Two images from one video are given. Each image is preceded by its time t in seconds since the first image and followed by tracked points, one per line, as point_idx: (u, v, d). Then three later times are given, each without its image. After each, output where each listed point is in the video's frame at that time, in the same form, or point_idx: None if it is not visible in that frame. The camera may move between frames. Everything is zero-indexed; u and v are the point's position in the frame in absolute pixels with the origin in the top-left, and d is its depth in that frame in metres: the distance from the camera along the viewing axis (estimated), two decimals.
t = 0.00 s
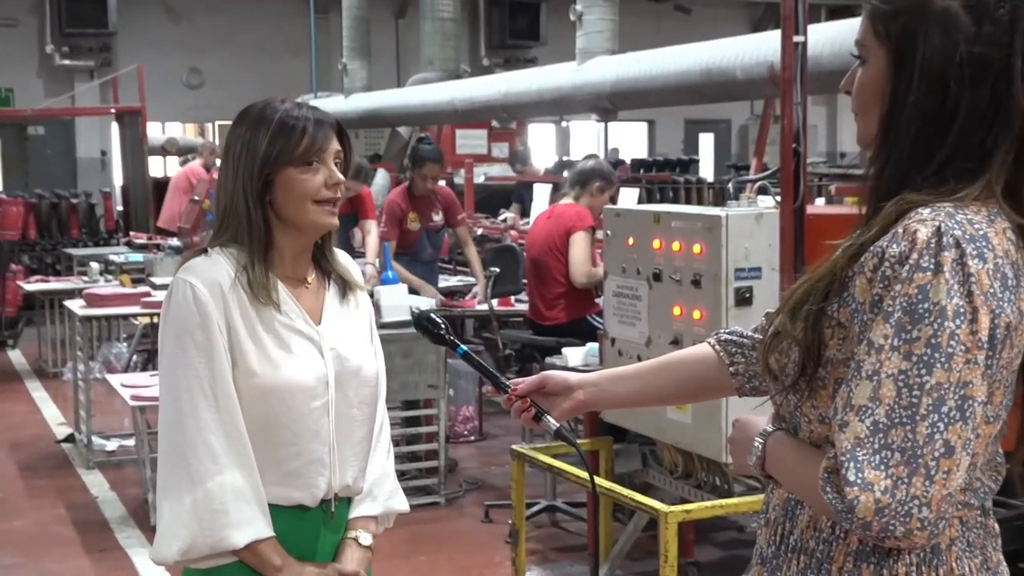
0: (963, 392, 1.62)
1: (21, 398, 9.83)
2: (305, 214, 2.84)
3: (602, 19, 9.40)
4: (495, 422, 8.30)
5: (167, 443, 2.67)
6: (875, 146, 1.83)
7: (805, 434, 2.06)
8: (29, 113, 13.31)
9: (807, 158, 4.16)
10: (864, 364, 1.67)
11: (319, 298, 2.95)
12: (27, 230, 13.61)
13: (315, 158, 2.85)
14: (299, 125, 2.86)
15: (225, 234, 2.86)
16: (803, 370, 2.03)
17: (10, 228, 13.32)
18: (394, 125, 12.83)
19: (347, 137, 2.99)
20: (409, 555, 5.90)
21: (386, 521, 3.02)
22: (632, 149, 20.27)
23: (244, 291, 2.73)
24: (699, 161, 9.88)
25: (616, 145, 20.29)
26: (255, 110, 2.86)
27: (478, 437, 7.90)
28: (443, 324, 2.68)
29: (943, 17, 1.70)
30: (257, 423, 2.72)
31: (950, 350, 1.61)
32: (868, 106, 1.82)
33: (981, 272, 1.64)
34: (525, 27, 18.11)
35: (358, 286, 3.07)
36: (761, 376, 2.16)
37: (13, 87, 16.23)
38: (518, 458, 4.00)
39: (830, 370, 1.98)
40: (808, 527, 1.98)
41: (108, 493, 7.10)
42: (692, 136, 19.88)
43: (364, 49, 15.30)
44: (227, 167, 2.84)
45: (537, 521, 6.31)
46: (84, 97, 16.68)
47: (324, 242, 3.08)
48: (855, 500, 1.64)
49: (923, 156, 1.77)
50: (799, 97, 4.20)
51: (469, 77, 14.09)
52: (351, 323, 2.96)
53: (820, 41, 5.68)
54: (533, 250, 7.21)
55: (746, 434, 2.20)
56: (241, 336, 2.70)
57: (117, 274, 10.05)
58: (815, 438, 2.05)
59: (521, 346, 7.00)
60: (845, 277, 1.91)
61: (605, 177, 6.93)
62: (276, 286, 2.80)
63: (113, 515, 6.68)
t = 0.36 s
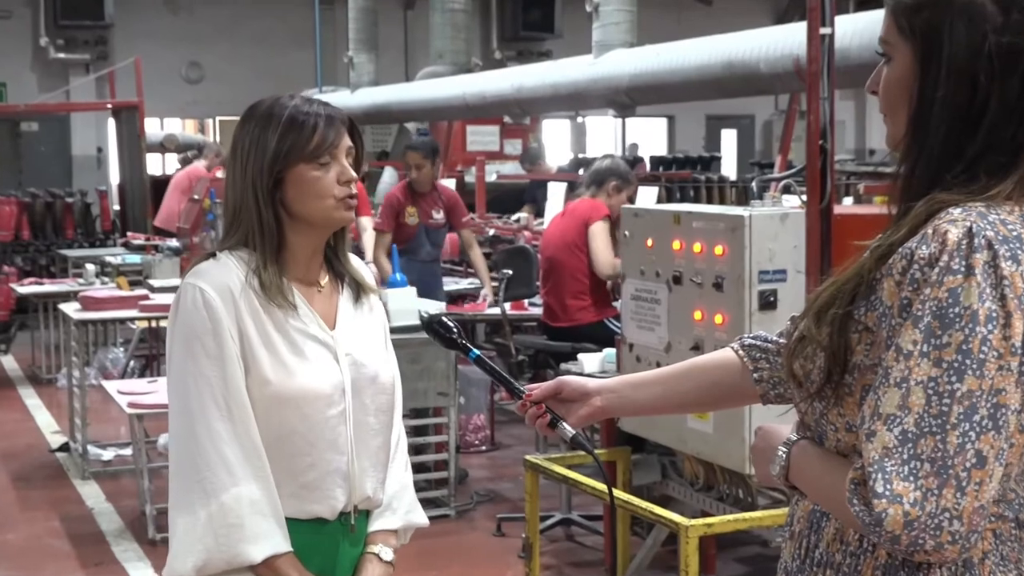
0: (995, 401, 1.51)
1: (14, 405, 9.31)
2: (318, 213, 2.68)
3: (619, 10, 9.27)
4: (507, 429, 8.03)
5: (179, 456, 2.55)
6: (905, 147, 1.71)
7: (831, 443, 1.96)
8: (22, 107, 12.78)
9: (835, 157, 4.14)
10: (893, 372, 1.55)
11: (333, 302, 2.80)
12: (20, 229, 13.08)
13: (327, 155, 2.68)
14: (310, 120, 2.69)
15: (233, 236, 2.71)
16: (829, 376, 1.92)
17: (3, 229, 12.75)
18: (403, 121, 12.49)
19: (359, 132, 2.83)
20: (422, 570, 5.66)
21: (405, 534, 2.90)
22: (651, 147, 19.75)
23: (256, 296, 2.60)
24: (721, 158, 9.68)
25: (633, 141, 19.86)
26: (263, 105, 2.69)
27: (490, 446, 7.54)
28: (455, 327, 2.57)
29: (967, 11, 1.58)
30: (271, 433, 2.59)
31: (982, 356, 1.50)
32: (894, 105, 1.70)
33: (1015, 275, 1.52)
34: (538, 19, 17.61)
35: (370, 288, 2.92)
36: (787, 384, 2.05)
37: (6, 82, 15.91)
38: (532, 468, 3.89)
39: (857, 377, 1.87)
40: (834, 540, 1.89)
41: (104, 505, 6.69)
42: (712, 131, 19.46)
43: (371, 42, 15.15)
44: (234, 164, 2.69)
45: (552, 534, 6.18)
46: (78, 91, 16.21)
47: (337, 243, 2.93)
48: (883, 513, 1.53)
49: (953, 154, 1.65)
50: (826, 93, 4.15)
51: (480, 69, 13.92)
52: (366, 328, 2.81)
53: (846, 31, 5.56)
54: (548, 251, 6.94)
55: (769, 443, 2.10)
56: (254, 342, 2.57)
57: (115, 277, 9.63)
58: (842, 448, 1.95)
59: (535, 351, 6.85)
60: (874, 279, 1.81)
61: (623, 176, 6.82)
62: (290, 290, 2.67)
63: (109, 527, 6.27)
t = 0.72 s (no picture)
0: None
1: (7, 413, 8.88)
2: (328, 212, 2.52)
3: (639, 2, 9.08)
4: (524, 438, 7.75)
5: (189, 469, 2.38)
6: (937, 149, 1.61)
7: (862, 454, 1.85)
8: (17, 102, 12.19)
9: (864, 154, 3.91)
10: (926, 380, 1.47)
11: (348, 306, 2.61)
12: (14, 229, 12.57)
13: (333, 149, 2.52)
14: (313, 114, 2.52)
15: (242, 240, 2.54)
16: (859, 386, 1.81)
17: None
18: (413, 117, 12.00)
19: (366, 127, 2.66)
20: None
21: (425, 549, 2.69)
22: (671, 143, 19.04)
23: (266, 300, 2.42)
24: (744, 155, 9.65)
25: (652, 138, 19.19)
26: (262, 104, 2.53)
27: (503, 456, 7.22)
28: (469, 334, 2.43)
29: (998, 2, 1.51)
30: (283, 444, 2.41)
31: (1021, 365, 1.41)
32: (924, 107, 1.61)
33: None
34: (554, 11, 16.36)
35: (388, 288, 2.72)
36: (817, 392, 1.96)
37: None
38: (546, 479, 3.78)
39: (889, 386, 1.77)
40: (863, 555, 1.80)
41: (101, 516, 6.35)
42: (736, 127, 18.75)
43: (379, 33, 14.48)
44: (238, 167, 2.52)
45: (568, 548, 6.07)
46: (74, 84, 15.24)
47: (350, 243, 2.73)
48: (915, 529, 1.44)
49: (988, 154, 1.55)
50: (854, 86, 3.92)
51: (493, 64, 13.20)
52: (382, 332, 2.61)
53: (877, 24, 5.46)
54: (567, 251, 6.76)
55: (796, 453, 2.00)
56: (264, 349, 2.39)
57: (112, 278, 9.20)
58: (874, 460, 1.84)
59: (552, 356, 6.62)
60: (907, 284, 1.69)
61: (638, 170, 6.76)
62: (301, 294, 2.49)
63: (107, 540, 5.96)
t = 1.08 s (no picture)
0: None
1: None
2: (340, 219, 2.29)
3: None
4: (537, 450, 7.50)
5: (188, 486, 2.18)
6: (975, 151, 1.50)
7: (893, 468, 1.74)
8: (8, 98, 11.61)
9: (891, 153, 3.64)
10: (961, 391, 1.37)
11: (357, 314, 2.39)
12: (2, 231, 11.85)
13: (347, 153, 2.29)
14: (330, 114, 2.29)
15: (245, 241, 2.33)
16: (892, 395, 1.69)
17: None
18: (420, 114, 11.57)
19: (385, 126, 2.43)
20: None
21: (436, 568, 2.47)
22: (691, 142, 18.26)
23: (272, 306, 2.22)
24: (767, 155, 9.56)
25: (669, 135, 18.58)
26: (276, 98, 2.30)
27: (514, 468, 7.01)
28: (485, 340, 2.31)
29: None
30: (288, 460, 2.21)
31: None
32: (960, 108, 1.51)
33: None
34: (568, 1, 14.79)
35: (397, 295, 2.49)
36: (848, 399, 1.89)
37: None
38: (560, 493, 3.67)
39: (923, 396, 1.65)
40: (895, 573, 1.69)
41: (94, 531, 6.03)
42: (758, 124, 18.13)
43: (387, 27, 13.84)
44: (245, 165, 2.30)
45: (582, 564, 5.94)
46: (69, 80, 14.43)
47: (358, 247, 2.50)
48: (949, 546, 1.33)
49: None
50: (885, 82, 3.64)
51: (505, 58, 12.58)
52: (392, 343, 2.40)
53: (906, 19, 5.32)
54: (586, 254, 6.58)
55: (825, 464, 1.89)
56: (269, 359, 2.20)
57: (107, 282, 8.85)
58: (907, 473, 1.73)
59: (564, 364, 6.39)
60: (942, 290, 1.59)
61: (660, 168, 6.60)
62: (308, 300, 2.28)
63: (100, 556, 5.65)
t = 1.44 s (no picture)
0: None
1: None
2: (343, 220, 2.19)
3: None
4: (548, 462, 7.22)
5: (185, 501, 2.08)
6: (1014, 154, 1.41)
7: (928, 481, 1.63)
8: None
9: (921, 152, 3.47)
10: (1001, 402, 1.26)
11: (362, 321, 2.28)
12: None
13: (351, 150, 2.19)
14: (334, 110, 2.19)
15: (247, 244, 2.23)
16: (927, 408, 1.58)
17: None
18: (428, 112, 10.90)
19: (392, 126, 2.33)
20: None
21: None
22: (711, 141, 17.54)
23: (274, 313, 2.12)
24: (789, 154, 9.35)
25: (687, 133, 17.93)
26: (277, 93, 2.20)
27: (524, 482, 6.77)
28: (496, 348, 2.21)
29: None
30: (290, 474, 2.11)
31: None
32: (994, 111, 1.41)
33: None
34: None
35: (406, 299, 2.38)
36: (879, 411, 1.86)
37: None
38: (574, 508, 3.56)
39: (960, 407, 1.53)
40: None
41: (87, 546, 5.78)
42: (781, 122, 17.42)
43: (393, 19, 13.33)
44: (245, 164, 2.20)
45: None
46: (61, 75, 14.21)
47: (365, 251, 2.40)
48: (989, 564, 1.22)
49: None
50: (912, 78, 3.48)
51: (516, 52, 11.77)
52: (399, 352, 2.28)
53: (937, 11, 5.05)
54: (604, 257, 6.07)
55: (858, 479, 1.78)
56: (271, 368, 2.10)
57: (100, 287, 8.52)
58: (943, 489, 1.61)
59: (578, 372, 5.99)
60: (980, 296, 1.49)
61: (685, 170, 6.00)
62: (311, 305, 2.18)
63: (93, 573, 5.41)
